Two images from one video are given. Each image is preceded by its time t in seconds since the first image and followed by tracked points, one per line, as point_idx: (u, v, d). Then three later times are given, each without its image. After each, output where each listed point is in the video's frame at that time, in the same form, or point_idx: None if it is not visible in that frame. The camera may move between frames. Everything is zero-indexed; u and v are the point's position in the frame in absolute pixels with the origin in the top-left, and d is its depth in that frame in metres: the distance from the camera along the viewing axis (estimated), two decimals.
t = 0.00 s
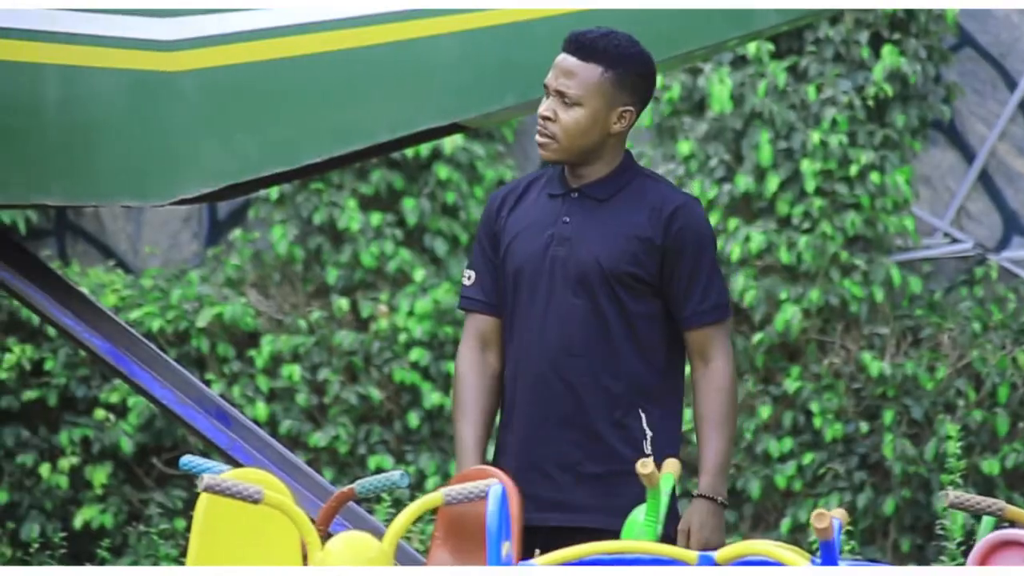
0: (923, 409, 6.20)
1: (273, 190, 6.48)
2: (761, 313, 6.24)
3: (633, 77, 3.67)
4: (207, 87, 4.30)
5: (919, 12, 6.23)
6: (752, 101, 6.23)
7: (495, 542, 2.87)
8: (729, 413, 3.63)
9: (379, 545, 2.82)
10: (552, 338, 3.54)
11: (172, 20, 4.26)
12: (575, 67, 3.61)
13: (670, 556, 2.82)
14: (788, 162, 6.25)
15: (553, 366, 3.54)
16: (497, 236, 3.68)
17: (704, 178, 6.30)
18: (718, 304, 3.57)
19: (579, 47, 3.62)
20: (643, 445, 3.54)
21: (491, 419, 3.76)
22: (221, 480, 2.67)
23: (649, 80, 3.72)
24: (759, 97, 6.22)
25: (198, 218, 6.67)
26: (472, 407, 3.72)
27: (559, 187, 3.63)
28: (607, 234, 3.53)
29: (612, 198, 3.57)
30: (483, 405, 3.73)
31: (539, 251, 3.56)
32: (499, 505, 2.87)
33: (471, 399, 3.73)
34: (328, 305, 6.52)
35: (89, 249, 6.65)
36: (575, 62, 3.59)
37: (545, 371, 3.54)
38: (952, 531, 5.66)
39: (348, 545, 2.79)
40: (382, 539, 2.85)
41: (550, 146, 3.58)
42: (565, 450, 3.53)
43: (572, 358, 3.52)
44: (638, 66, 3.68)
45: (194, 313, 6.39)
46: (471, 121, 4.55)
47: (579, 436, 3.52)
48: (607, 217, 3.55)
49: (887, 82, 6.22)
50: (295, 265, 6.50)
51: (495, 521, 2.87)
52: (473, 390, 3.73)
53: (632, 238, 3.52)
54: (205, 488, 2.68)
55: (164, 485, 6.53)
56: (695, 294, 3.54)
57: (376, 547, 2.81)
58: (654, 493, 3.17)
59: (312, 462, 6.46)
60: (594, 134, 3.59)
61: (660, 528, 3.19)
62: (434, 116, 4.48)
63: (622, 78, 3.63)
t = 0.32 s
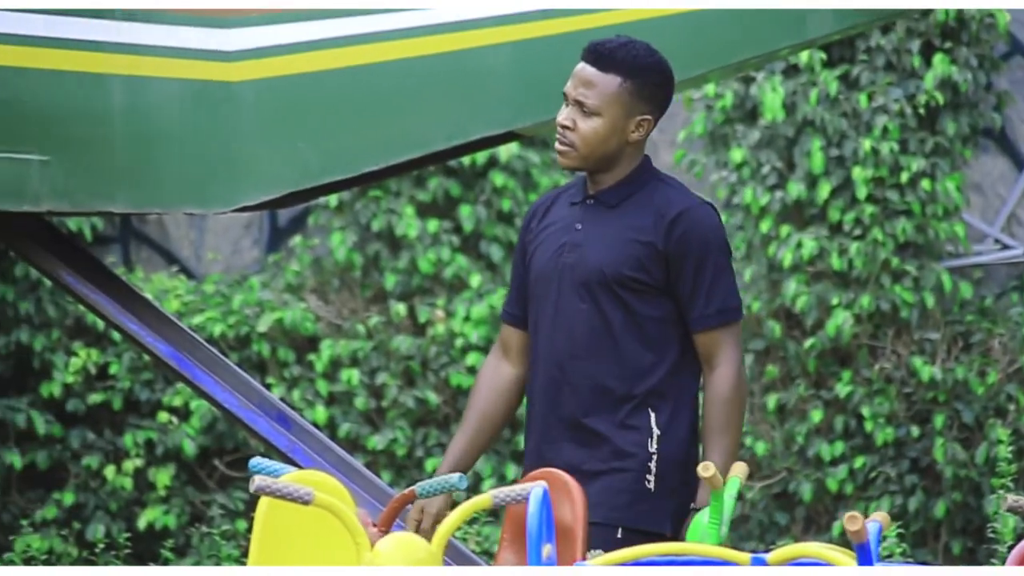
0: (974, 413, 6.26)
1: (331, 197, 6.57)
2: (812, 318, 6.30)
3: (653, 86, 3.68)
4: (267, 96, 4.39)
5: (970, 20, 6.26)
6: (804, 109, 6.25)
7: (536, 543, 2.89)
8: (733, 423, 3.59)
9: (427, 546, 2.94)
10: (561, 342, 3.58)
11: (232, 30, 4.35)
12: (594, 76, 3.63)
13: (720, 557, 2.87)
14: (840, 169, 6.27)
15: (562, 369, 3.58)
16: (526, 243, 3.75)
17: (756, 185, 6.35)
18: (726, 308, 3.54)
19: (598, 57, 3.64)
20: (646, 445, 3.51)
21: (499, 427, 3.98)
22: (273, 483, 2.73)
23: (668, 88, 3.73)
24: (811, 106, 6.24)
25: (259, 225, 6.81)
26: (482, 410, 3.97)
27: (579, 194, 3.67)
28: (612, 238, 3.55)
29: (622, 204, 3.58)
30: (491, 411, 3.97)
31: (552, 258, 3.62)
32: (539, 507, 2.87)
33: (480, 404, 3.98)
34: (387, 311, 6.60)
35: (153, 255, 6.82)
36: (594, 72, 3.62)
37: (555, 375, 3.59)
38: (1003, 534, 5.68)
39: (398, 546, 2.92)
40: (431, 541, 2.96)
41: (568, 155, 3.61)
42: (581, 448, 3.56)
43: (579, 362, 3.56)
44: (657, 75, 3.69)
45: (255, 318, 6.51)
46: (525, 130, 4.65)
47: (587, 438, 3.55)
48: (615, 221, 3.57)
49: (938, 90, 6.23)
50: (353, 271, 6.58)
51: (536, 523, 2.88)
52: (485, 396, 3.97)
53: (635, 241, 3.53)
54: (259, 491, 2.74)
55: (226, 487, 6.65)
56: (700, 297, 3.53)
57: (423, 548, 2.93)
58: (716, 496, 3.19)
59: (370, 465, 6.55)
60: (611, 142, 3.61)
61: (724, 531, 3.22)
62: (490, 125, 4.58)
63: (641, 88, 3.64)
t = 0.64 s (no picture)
0: None
1: (388, 202, 6.71)
2: (864, 321, 6.37)
3: (674, 96, 3.68)
4: (326, 103, 4.49)
5: (1021, 26, 6.26)
6: (856, 115, 6.33)
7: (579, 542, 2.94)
8: (724, 430, 3.53)
9: (477, 544, 3.02)
10: (575, 346, 3.65)
11: (291, 39, 4.47)
12: (615, 87, 3.63)
13: (773, 557, 2.94)
14: (890, 174, 6.33)
15: (576, 372, 3.65)
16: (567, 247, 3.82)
17: (808, 189, 6.44)
18: (718, 317, 3.50)
19: (619, 69, 3.64)
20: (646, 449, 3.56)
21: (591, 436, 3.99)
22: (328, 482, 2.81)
23: (690, 97, 3.72)
24: (862, 111, 6.32)
25: (318, 229, 6.95)
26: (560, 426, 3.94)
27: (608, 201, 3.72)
28: (619, 245, 3.58)
29: (634, 212, 3.61)
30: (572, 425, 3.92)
31: (574, 263, 3.68)
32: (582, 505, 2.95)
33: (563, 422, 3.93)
34: (443, 313, 6.75)
35: (215, 260, 6.91)
36: (615, 84, 3.62)
37: (571, 377, 3.66)
38: None
39: (450, 544, 3.00)
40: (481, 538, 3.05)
41: (591, 164, 3.64)
42: (596, 445, 3.62)
43: (590, 365, 3.61)
44: (679, 85, 3.68)
45: (314, 321, 6.61)
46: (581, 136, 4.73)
47: (599, 438, 3.61)
48: (624, 230, 3.60)
49: (989, 96, 6.25)
50: (411, 274, 6.73)
51: (578, 523, 2.94)
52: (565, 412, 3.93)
53: (637, 249, 3.55)
54: (312, 489, 2.81)
55: (287, 487, 6.77)
56: (694, 305, 3.50)
57: (473, 545, 3.01)
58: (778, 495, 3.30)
59: (427, 465, 6.63)
60: (632, 152, 3.63)
61: (785, 532, 3.37)
62: (544, 130, 4.65)
63: (661, 98, 3.64)
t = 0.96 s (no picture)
0: None
1: (469, 210, 7.01)
2: (939, 326, 6.45)
3: (714, 112, 3.56)
4: (406, 113, 4.59)
5: None
6: (930, 122, 6.41)
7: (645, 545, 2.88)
8: (736, 445, 3.33)
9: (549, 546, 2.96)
10: (607, 358, 3.54)
11: (375, 50, 4.56)
12: (654, 104, 3.52)
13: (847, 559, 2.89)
14: (965, 181, 6.39)
15: (608, 384, 3.54)
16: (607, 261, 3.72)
17: (882, 197, 6.54)
18: (738, 332, 3.35)
19: (658, 84, 3.53)
20: (675, 465, 3.46)
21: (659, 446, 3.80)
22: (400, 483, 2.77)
23: (730, 113, 3.61)
24: (937, 119, 6.39)
25: (399, 236, 7.31)
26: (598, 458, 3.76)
27: (648, 212, 3.61)
28: (649, 257, 3.48)
29: (668, 225, 3.51)
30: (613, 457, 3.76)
31: (608, 273, 3.57)
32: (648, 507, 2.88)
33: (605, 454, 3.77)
34: (521, 319, 7.01)
35: (299, 265, 7.30)
36: (654, 100, 3.51)
37: (604, 390, 3.55)
38: None
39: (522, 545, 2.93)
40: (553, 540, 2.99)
41: (631, 181, 3.53)
42: (625, 455, 3.52)
43: (620, 377, 3.51)
44: (719, 101, 3.57)
45: (395, 326, 6.88)
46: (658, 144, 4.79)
47: (628, 449, 3.51)
48: (657, 241, 3.50)
49: None
50: (490, 280, 7.01)
51: (643, 522, 2.87)
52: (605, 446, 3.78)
53: (665, 262, 3.44)
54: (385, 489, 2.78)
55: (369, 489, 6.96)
56: (714, 318, 3.37)
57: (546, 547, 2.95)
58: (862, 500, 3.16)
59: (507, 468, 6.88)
60: (672, 169, 3.52)
61: (870, 536, 3.24)
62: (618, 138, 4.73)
63: (701, 114, 3.52)
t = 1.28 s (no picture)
0: None
1: (531, 214, 7.15)
2: (996, 328, 6.44)
3: (731, 118, 3.40)
4: (470, 118, 4.70)
5: None
6: (988, 125, 6.40)
7: (693, 544, 2.84)
8: (727, 454, 3.20)
9: (605, 544, 2.95)
10: (617, 357, 3.42)
11: (440, 56, 4.69)
12: (670, 110, 3.35)
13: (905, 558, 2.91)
14: None
15: (617, 384, 3.43)
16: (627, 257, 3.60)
17: (941, 200, 6.57)
18: (738, 340, 3.20)
19: (675, 90, 3.36)
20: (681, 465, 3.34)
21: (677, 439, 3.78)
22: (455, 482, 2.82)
23: (745, 118, 3.44)
24: (995, 122, 6.37)
25: (462, 240, 7.55)
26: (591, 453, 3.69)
27: (664, 213, 3.47)
28: (663, 258, 3.35)
29: (681, 228, 3.37)
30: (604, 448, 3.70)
31: (622, 271, 3.45)
32: (697, 506, 2.84)
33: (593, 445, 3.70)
34: (582, 320, 7.09)
35: (364, 268, 7.58)
36: (670, 106, 3.34)
37: (613, 388, 3.44)
38: None
39: (577, 542, 2.93)
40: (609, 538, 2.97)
41: (647, 186, 3.38)
42: (631, 454, 3.41)
43: (629, 378, 3.40)
44: (735, 107, 3.41)
45: (458, 327, 7.00)
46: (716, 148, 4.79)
47: (635, 449, 3.40)
48: (671, 241, 3.37)
49: None
50: (551, 283, 7.11)
51: (693, 523, 2.84)
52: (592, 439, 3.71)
53: (675, 265, 3.31)
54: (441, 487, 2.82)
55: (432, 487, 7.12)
56: (717, 325, 3.22)
57: (602, 545, 2.94)
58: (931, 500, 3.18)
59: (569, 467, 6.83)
60: (688, 175, 3.36)
61: (938, 535, 3.26)
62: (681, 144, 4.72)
63: (718, 120, 3.36)
